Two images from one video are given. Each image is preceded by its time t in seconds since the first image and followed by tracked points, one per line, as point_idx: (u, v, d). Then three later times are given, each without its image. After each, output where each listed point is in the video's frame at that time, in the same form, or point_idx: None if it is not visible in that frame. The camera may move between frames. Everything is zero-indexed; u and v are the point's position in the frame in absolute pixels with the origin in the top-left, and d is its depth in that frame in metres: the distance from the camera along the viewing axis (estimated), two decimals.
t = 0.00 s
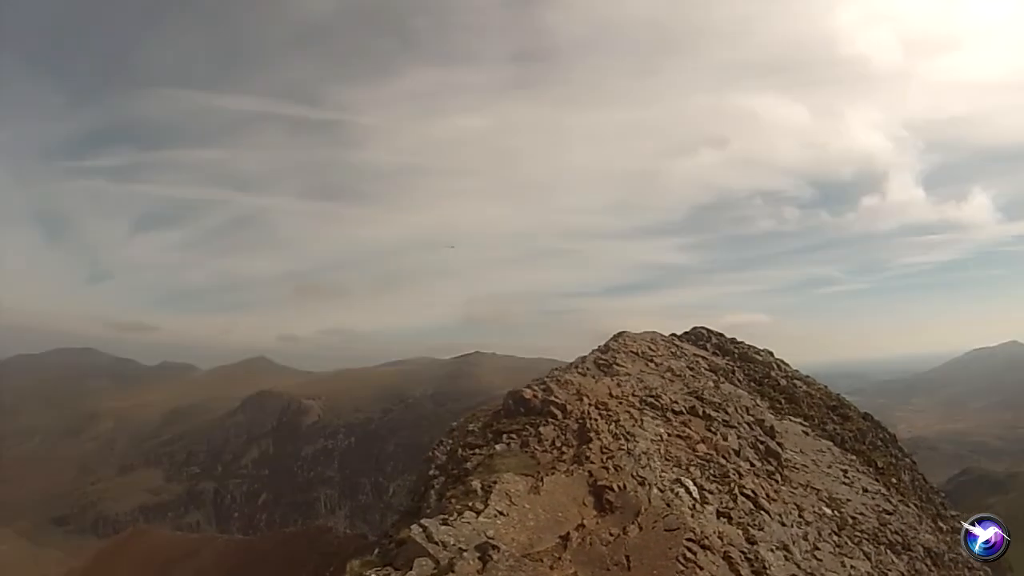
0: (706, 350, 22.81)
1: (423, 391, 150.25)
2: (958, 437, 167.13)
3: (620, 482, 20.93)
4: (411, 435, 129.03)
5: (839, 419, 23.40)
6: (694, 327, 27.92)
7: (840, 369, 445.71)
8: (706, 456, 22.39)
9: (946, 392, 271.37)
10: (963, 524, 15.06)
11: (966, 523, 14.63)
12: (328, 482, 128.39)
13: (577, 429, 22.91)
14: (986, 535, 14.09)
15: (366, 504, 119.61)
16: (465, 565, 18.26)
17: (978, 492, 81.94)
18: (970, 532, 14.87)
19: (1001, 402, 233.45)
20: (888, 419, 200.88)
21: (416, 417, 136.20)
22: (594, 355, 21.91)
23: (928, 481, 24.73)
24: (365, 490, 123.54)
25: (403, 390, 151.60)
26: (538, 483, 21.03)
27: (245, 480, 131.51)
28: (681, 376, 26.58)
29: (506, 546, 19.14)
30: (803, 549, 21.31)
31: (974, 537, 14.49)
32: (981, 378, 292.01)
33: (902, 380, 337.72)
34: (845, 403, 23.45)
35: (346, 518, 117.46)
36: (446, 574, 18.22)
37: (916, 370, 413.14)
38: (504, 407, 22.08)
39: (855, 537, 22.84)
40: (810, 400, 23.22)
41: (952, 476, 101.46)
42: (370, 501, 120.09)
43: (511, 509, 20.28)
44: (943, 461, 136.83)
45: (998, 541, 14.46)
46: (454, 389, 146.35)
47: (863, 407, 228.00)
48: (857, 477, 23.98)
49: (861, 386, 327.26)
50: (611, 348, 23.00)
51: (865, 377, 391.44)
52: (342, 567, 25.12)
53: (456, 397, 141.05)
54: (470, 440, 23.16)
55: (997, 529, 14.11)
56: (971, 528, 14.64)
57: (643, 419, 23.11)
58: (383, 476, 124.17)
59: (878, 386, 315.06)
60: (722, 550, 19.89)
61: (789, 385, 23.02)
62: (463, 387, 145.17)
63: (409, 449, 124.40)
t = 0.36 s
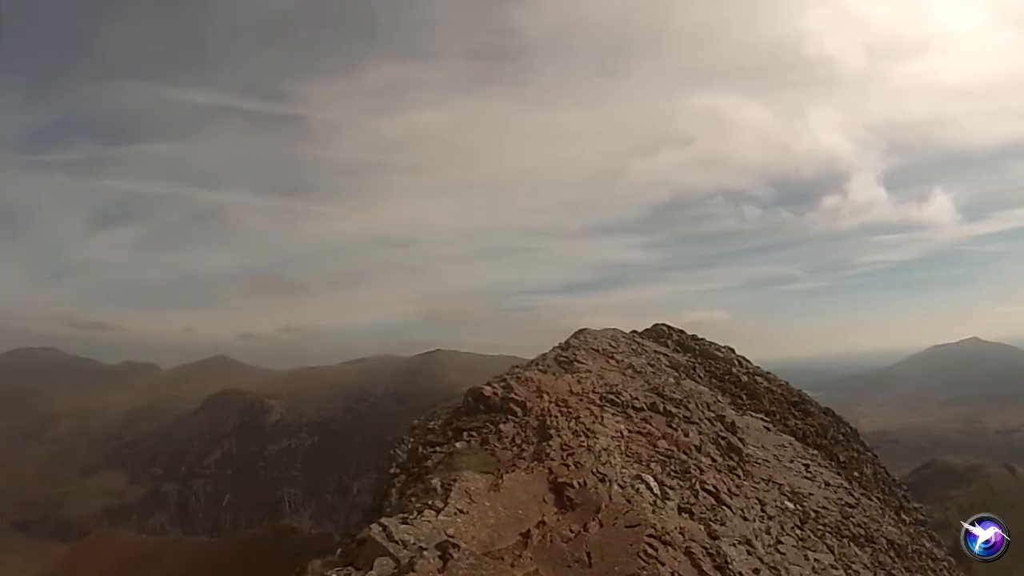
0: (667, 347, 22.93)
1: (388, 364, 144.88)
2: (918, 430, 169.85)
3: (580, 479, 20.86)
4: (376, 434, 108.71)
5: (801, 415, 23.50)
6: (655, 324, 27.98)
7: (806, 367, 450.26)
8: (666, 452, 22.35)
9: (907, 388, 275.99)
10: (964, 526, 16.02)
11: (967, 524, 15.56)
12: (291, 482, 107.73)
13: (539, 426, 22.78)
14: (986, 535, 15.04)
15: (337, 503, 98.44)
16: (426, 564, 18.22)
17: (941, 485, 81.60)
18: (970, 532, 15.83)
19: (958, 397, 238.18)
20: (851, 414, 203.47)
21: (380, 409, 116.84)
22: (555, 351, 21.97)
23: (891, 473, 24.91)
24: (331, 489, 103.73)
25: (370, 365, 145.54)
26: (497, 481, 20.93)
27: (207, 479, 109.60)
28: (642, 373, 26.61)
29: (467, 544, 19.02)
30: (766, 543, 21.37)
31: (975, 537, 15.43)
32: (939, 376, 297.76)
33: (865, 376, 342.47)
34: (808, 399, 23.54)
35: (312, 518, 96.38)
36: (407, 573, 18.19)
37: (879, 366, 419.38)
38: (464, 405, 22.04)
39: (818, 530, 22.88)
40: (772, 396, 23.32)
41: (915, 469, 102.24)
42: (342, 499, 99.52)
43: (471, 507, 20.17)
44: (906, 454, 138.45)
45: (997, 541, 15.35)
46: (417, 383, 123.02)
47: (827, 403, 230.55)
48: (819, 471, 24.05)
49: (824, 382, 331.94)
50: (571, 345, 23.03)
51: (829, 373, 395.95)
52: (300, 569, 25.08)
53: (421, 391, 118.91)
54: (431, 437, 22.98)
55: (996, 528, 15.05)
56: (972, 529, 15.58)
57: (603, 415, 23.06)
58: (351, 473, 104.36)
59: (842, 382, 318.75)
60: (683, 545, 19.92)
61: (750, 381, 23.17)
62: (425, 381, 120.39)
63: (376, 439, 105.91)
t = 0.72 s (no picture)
0: (607, 347, 23.10)
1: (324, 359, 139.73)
2: (862, 412, 172.84)
3: (516, 478, 20.85)
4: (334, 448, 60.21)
5: (741, 415, 23.72)
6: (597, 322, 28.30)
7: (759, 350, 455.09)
8: (604, 451, 22.42)
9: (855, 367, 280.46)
10: (966, 525, 16.16)
11: (967, 524, 15.71)
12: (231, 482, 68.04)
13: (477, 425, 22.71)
14: (985, 534, 15.21)
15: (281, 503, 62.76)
16: (362, 563, 18.16)
17: (882, 477, 81.81)
18: (970, 533, 15.93)
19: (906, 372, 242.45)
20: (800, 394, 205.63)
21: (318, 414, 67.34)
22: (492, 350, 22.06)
23: (832, 472, 25.18)
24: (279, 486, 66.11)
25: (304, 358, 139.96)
26: (433, 479, 20.88)
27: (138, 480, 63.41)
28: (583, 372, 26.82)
29: (402, 543, 18.94)
30: (705, 541, 21.46)
31: (974, 537, 15.54)
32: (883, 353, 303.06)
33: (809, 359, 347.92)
34: (748, 399, 23.79)
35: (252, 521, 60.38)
36: (342, 573, 18.15)
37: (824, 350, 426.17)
38: (402, 404, 22.08)
39: (758, 528, 23.03)
40: (712, 396, 23.53)
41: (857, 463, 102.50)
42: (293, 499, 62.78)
43: (406, 506, 20.08)
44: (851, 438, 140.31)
45: (996, 541, 15.42)
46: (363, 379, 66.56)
47: (775, 385, 232.88)
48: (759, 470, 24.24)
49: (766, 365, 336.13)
50: (512, 345, 23.14)
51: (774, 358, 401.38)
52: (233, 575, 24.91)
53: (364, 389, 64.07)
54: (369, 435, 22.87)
55: (996, 529, 15.16)
56: (972, 528, 15.75)
57: (541, 414, 23.09)
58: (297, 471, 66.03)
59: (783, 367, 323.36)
60: (620, 544, 19.98)
61: (690, 381, 23.36)
62: (370, 379, 65.40)
63: (320, 439, 62.20)
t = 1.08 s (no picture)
0: (524, 351, 23.48)
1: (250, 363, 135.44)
2: (784, 421, 178.61)
3: (426, 481, 20.91)
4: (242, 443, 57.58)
5: (658, 420, 24.16)
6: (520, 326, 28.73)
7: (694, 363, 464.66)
8: (517, 455, 22.63)
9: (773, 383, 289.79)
10: (966, 525, 16.23)
11: (968, 525, 15.71)
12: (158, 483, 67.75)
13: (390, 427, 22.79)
14: (987, 535, 15.21)
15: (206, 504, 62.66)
16: (270, 564, 18.00)
17: (803, 481, 83.23)
18: (970, 532, 16.16)
19: (822, 388, 252.30)
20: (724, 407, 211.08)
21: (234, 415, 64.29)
22: (407, 353, 22.35)
23: (749, 475, 25.61)
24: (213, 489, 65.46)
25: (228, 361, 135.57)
26: (343, 482, 20.93)
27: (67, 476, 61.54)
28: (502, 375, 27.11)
29: (312, 545, 18.85)
30: (620, 544, 21.59)
31: (975, 538, 15.64)
32: (800, 369, 314.41)
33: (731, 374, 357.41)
34: (665, 404, 24.23)
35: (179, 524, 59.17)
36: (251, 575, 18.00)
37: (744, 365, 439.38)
38: (316, 405, 22.30)
39: (674, 531, 23.23)
40: (628, 400, 23.96)
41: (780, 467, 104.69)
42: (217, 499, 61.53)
43: (315, 507, 20.04)
44: (771, 446, 144.22)
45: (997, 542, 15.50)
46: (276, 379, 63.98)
47: (699, 397, 238.05)
48: (675, 474, 24.59)
49: (696, 377, 342.51)
50: (428, 348, 23.47)
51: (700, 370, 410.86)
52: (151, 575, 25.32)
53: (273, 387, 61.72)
54: (282, 436, 22.88)
55: (995, 527, 15.28)
56: (974, 528, 15.77)
57: (455, 417, 23.26)
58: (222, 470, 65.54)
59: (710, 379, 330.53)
60: (531, 547, 20.01)
61: (607, 386, 23.80)
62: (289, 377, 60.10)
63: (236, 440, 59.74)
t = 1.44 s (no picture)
0: (445, 340, 24.10)
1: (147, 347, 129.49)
2: (707, 415, 184.12)
3: (340, 470, 21.11)
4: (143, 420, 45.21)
5: (579, 410, 24.64)
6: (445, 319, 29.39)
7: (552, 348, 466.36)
8: (434, 445, 22.96)
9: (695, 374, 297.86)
10: (964, 526, 16.37)
11: (968, 525, 15.84)
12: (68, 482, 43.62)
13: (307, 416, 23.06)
14: (989, 535, 15.29)
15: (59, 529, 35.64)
16: (184, 556, 18.02)
17: (726, 471, 84.50)
18: (969, 532, 16.15)
19: (743, 382, 261.69)
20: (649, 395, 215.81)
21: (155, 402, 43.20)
22: (325, 342, 22.92)
23: (670, 466, 26.12)
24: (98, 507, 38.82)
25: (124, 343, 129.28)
26: (258, 471, 21.10)
27: None
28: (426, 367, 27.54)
29: (225, 535, 18.88)
30: (537, 534, 21.79)
31: (975, 537, 15.69)
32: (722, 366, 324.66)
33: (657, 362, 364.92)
34: (585, 395, 24.70)
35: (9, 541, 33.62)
36: (164, 566, 17.98)
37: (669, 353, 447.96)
38: (234, 393, 22.96)
39: (593, 520, 23.48)
40: (549, 391, 24.47)
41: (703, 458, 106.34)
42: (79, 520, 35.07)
43: (229, 497, 20.10)
44: (693, 441, 147.49)
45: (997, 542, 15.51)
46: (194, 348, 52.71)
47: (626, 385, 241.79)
48: (596, 465, 25.00)
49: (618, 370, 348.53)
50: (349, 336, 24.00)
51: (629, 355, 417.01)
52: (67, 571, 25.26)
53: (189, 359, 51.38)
54: (200, 426, 23.11)
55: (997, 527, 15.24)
56: (973, 529, 15.94)
57: (372, 406, 23.55)
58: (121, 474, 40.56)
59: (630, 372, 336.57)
60: (443, 536, 20.11)
61: (527, 376, 24.34)
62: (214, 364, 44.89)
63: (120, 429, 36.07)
